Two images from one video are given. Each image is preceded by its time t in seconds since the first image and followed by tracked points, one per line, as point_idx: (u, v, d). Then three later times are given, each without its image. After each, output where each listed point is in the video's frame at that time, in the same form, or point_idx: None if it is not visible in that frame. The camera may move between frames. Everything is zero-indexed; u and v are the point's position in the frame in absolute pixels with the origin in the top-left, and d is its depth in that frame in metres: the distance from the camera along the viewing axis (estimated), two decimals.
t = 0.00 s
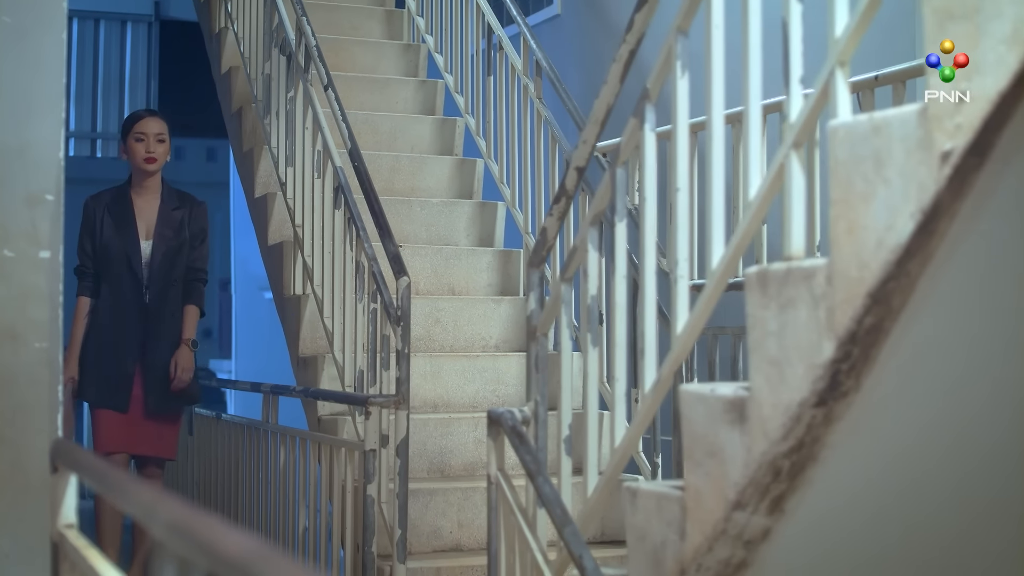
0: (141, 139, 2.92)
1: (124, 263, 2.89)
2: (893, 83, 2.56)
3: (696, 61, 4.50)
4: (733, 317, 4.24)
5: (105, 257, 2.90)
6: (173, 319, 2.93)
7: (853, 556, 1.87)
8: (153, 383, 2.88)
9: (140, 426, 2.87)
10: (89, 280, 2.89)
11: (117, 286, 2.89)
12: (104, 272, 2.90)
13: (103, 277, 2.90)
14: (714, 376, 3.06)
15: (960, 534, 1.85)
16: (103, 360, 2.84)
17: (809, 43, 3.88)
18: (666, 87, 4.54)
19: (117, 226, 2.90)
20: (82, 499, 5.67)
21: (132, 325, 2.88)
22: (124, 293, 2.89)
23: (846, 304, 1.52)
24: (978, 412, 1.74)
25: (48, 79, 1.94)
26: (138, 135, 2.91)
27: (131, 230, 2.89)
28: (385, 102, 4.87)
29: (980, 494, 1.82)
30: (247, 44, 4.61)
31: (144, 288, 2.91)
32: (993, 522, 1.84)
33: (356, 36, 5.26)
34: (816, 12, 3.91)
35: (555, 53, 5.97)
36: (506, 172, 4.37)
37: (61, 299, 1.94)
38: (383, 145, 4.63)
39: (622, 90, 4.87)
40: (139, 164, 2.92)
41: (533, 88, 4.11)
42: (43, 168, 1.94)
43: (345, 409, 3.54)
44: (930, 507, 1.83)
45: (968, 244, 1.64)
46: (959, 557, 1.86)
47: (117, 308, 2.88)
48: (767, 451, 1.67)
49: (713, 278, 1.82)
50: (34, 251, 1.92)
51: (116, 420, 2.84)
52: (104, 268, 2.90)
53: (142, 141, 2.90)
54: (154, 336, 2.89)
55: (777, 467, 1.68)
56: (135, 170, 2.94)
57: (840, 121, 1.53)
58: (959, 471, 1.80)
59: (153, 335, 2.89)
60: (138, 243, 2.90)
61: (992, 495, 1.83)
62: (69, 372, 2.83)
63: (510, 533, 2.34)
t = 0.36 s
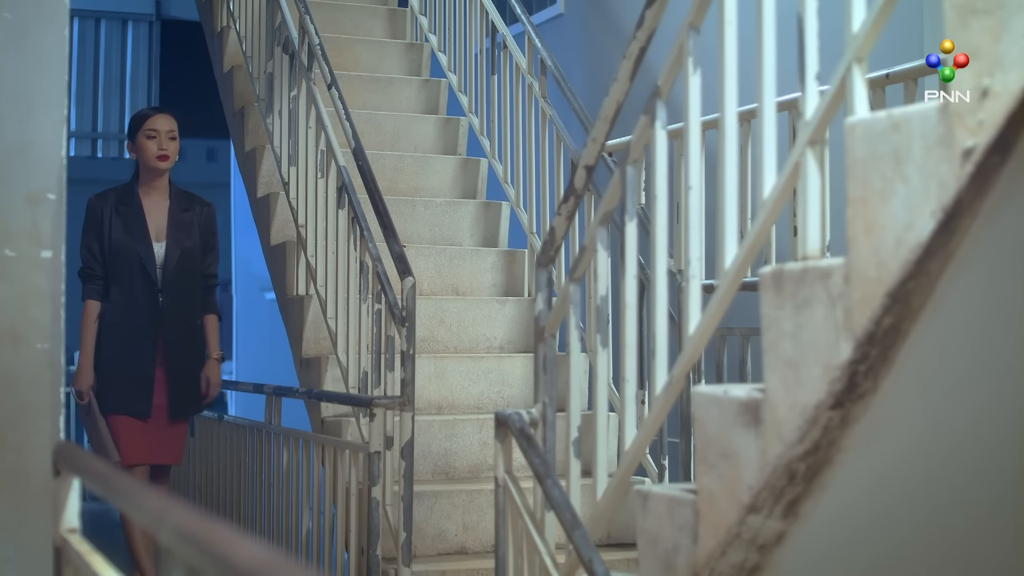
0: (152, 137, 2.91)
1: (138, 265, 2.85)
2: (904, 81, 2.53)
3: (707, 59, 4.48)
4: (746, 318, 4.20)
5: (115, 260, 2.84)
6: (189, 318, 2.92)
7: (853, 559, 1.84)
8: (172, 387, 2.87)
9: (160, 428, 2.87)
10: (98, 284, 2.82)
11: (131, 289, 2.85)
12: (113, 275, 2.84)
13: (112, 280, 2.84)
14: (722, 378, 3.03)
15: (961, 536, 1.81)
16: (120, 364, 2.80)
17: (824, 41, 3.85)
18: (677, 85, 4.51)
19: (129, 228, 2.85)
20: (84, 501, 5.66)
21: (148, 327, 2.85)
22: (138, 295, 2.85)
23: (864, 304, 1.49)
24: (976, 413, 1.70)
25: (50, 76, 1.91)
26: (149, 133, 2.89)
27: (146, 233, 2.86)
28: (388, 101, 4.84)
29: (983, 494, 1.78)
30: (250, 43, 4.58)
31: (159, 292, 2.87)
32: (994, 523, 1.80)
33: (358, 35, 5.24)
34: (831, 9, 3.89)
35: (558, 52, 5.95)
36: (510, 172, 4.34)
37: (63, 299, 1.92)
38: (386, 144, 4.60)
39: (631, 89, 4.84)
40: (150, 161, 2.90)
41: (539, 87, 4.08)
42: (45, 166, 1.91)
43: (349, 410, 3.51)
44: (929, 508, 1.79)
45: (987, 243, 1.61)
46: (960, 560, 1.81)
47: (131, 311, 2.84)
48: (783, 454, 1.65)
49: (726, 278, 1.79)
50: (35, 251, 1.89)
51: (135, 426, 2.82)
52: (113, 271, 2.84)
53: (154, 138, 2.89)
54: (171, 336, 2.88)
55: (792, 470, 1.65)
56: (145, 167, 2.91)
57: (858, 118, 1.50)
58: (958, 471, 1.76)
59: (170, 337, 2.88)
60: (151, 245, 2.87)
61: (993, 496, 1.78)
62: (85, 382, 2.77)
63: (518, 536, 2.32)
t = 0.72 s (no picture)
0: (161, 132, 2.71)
1: (155, 264, 2.65)
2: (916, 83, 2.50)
3: (717, 62, 4.46)
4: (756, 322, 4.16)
5: (129, 261, 2.62)
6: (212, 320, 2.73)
7: (849, 566, 1.80)
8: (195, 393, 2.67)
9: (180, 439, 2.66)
10: (111, 286, 2.61)
11: (147, 291, 2.64)
12: (128, 276, 2.63)
13: (128, 282, 2.63)
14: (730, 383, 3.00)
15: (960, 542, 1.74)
16: (138, 371, 2.59)
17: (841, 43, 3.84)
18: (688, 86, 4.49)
19: (143, 227, 2.64)
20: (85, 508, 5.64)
21: (167, 330, 2.65)
22: (156, 296, 2.64)
23: (882, 308, 1.46)
24: (976, 418, 1.62)
25: (52, 76, 1.88)
26: (157, 127, 2.69)
27: (162, 231, 2.65)
28: (390, 104, 4.81)
29: (982, 499, 1.71)
30: (252, 45, 4.56)
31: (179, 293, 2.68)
32: (994, 528, 1.73)
33: (361, 37, 5.22)
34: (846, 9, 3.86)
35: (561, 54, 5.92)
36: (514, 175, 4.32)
37: (65, 304, 1.88)
38: (389, 147, 4.58)
39: (640, 92, 4.81)
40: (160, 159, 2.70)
41: (542, 89, 4.06)
42: (45, 167, 1.87)
43: (352, 416, 3.48)
44: (927, 514, 1.73)
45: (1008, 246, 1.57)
46: (959, 568, 1.75)
47: (148, 314, 2.63)
48: (799, 461, 1.62)
49: (739, 281, 1.75)
50: (36, 254, 1.86)
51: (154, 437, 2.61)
52: (127, 272, 2.63)
53: (163, 134, 2.69)
54: (192, 339, 2.69)
55: (808, 477, 1.62)
56: (155, 165, 2.71)
57: (877, 118, 1.47)
58: (956, 477, 1.69)
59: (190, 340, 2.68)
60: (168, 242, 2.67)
61: (993, 500, 1.71)
62: (96, 391, 2.54)
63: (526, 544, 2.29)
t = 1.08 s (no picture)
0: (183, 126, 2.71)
1: (176, 262, 2.64)
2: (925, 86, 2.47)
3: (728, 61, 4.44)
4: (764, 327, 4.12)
5: (149, 259, 2.62)
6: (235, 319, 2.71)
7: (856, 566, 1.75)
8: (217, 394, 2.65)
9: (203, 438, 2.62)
10: (131, 285, 2.61)
11: (168, 290, 2.63)
12: (148, 275, 2.63)
13: (148, 281, 2.63)
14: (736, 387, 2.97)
15: (956, 549, 1.70)
16: (159, 372, 2.59)
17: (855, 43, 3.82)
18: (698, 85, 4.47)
19: (164, 225, 2.64)
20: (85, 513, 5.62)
21: (187, 331, 2.63)
22: (177, 296, 2.63)
23: (900, 311, 1.43)
24: (983, 417, 1.58)
25: (52, 74, 1.85)
26: (180, 123, 2.69)
27: (183, 229, 2.65)
28: (392, 105, 4.79)
29: (978, 502, 1.67)
30: (252, 45, 4.55)
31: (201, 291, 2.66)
32: (992, 535, 1.68)
33: (362, 38, 5.22)
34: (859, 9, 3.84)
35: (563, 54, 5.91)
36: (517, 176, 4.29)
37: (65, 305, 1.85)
38: (390, 148, 4.55)
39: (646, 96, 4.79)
40: (181, 154, 2.70)
41: (545, 90, 4.04)
42: (44, 167, 1.84)
43: (354, 419, 3.45)
44: (931, 517, 1.68)
45: None
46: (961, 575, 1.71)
47: (168, 314, 2.62)
48: (813, 466, 1.59)
49: (751, 283, 1.72)
50: (36, 255, 1.83)
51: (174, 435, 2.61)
52: (147, 270, 2.63)
53: (185, 129, 2.69)
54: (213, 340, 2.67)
55: (823, 483, 1.59)
56: (175, 161, 2.70)
57: (894, 117, 1.44)
58: (964, 478, 1.64)
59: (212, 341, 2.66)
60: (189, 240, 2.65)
61: (988, 503, 1.67)
62: (119, 393, 2.54)
63: (532, 549, 2.26)
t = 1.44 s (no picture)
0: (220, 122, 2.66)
1: (205, 262, 2.57)
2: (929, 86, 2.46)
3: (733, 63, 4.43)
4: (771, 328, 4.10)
5: (177, 258, 2.55)
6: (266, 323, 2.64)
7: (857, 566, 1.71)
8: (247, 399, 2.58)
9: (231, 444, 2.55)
10: (159, 284, 2.53)
11: (196, 291, 2.56)
12: (177, 275, 2.56)
13: (176, 281, 2.56)
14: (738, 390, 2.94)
15: (959, 549, 1.66)
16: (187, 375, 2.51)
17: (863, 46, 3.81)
18: (702, 86, 4.45)
19: (193, 223, 2.57)
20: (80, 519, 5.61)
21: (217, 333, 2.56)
22: (206, 297, 2.56)
23: (911, 314, 1.41)
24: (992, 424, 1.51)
25: (46, 74, 1.81)
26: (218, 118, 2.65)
27: (212, 228, 2.58)
28: (388, 106, 4.77)
29: (980, 506, 1.61)
30: (247, 46, 4.53)
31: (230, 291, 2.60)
32: (992, 538, 1.64)
33: (358, 38, 5.20)
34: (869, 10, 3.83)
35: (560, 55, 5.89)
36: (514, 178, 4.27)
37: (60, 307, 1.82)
38: (386, 150, 4.52)
39: (647, 102, 4.79)
40: (215, 149, 2.65)
41: (543, 92, 4.01)
42: (40, 167, 1.81)
43: (350, 423, 3.42)
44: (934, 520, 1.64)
45: None
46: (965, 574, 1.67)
47: (197, 315, 2.55)
48: (822, 471, 1.57)
49: (758, 285, 1.70)
50: (30, 256, 1.79)
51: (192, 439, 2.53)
52: (175, 270, 2.56)
53: (223, 124, 2.64)
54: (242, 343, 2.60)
55: (831, 488, 1.57)
56: (209, 156, 2.66)
57: (905, 115, 1.41)
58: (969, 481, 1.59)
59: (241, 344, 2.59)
60: (220, 239, 2.59)
61: (990, 507, 1.62)
62: (146, 398, 2.47)
63: (532, 555, 2.24)
